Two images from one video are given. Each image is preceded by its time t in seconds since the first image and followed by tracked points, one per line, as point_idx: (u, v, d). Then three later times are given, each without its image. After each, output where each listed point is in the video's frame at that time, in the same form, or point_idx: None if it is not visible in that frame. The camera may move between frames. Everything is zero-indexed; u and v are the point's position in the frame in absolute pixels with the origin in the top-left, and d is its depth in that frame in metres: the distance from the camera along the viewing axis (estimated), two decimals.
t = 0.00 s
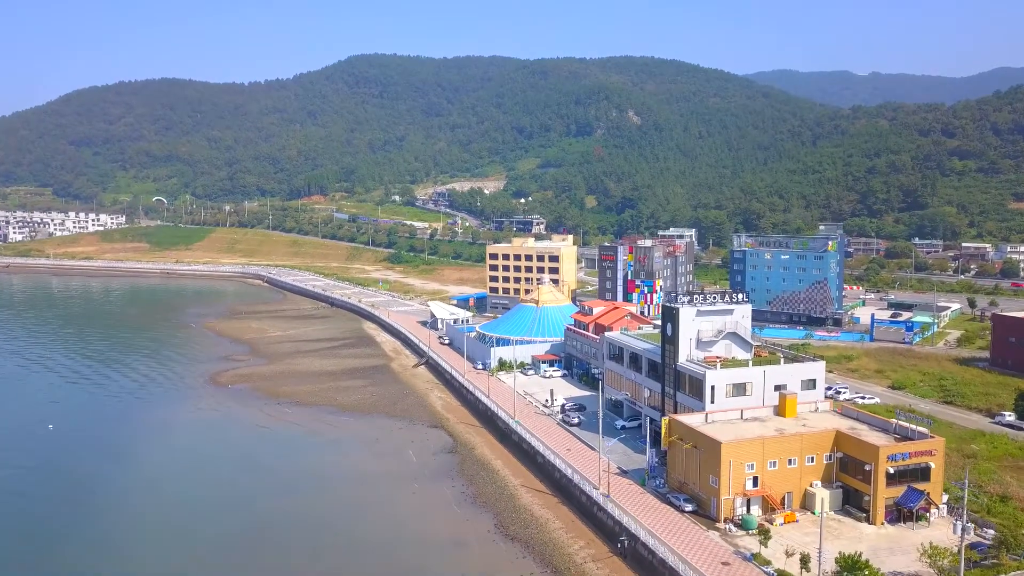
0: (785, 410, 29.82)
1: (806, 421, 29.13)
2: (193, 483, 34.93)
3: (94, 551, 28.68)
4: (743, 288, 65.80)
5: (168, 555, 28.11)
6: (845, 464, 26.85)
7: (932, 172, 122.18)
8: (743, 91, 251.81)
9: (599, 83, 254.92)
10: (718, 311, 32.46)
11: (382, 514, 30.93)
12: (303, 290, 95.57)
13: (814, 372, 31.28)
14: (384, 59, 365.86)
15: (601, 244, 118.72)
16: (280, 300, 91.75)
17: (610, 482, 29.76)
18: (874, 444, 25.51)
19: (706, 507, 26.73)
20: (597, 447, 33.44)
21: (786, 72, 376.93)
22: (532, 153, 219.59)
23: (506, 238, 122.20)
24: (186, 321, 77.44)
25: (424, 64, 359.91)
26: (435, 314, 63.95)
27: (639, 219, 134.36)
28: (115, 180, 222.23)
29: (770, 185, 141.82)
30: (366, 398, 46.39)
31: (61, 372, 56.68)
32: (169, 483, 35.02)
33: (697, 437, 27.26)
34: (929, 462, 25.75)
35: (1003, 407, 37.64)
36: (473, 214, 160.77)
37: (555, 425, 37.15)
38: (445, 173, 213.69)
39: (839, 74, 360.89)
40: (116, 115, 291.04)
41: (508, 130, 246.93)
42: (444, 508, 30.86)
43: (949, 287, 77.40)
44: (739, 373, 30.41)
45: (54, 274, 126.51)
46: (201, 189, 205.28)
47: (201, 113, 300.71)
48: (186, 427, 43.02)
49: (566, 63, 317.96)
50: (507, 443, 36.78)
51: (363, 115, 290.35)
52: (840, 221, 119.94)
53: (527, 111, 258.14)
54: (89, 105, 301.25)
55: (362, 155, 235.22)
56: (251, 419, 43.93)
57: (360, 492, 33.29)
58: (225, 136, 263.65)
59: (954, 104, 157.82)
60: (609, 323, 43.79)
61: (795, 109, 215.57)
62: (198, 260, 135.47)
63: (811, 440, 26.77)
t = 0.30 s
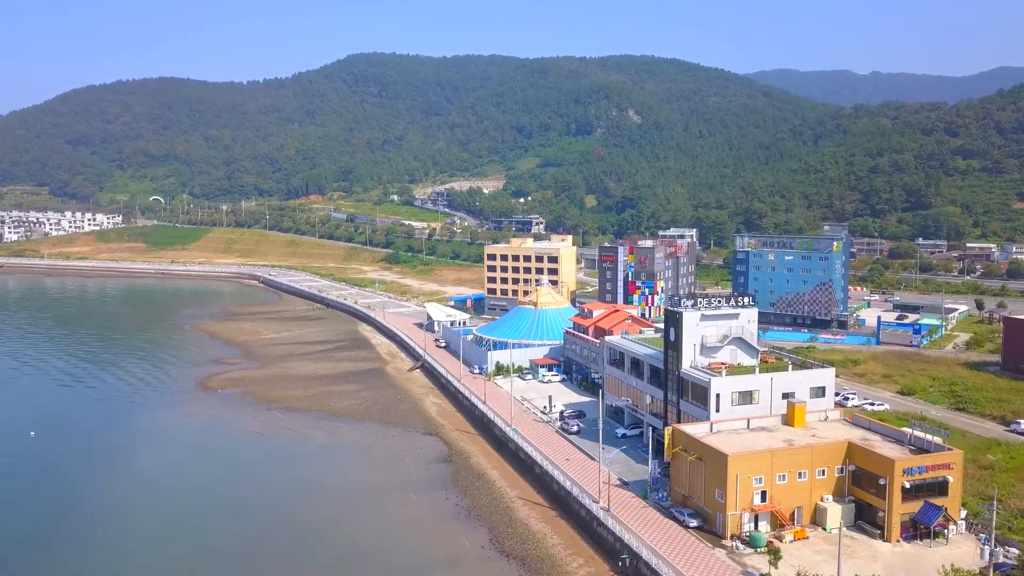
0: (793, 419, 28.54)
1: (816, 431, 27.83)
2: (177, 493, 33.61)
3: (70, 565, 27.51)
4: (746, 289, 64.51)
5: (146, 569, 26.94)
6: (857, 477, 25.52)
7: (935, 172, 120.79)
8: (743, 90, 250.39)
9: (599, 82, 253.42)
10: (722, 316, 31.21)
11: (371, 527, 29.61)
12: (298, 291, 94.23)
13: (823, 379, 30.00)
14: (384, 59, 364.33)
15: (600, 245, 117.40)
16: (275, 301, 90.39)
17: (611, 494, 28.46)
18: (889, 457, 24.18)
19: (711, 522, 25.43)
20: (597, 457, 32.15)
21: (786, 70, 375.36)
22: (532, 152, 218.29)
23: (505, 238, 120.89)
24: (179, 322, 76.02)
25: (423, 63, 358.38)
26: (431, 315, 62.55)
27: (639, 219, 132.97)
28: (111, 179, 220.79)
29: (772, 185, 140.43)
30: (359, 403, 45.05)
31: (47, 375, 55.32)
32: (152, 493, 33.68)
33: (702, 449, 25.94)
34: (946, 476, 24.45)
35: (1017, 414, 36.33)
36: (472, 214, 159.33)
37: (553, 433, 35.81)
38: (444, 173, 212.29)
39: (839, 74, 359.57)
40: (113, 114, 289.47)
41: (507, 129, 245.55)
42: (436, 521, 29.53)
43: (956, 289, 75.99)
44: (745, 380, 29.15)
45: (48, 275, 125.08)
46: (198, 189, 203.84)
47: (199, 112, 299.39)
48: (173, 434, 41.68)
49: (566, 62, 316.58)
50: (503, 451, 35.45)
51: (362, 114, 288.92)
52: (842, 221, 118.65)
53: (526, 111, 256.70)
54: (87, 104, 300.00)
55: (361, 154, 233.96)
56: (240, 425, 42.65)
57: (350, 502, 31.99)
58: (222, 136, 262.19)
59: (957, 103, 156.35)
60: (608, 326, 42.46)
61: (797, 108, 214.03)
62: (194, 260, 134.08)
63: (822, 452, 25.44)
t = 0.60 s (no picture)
0: (801, 429, 27.20)
1: (826, 442, 26.52)
2: (160, 507, 32.17)
3: None
4: (749, 291, 63.13)
5: None
6: (870, 492, 24.23)
7: (939, 172, 119.41)
8: (744, 89, 248.98)
9: (599, 81, 252.02)
10: (728, 320, 29.94)
11: (357, 541, 28.25)
12: (294, 291, 92.99)
13: (833, 387, 28.70)
14: (383, 58, 363.00)
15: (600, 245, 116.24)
16: (270, 302, 89.12)
17: (611, 508, 27.14)
18: (904, 472, 22.88)
19: (717, 539, 24.13)
20: (596, 468, 30.83)
21: (787, 69, 373.90)
22: (531, 152, 217.02)
23: (504, 238, 119.61)
24: (171, 324, 74.55)
25: (422, 62, 356.84)
26: (428, 317, 61.25)
27: (639, 219, 131.55)
28: (108, 178, 219.41)
29: (774, 185, 139.08)
30: (351, 410, 43.65)
31: (33, 378, 54.04)
32: (133, 508, 32.25)
33: (707, 461, 24.63)
34: (965, 491, 23.15)
35: None
36: (470, 214, 158.03)
37: (551, 442, 34.49)
38: (443, 172, 210.84)
39: (840, 73, 358.28)
40: (110, 114, 287.98)
41: (507, 128, 244.20)
42: (426, 535, 28.16)
43: (962, 290, 74.71)
44: (752, 389, 27.85)
45: (42, 275, 123.76)
46: (195, 189, 202.50)
47: (197, 112, 298.05)
48: (158, 442, 40.23)
49: (565, 61, 315.18)
50: (499, 461, 34.10)
51: (360, 113, 287.45)
52: (844, 221, 117.32)
53: (526, 110, 255.29)
54: (84, 104, 298.62)
55: (359, 154, 232.63)
56: (228, 431, 41.30)
57: (337, 515, 30.65)
58: (220, 135, 260.82)
59: (960, 102, 154.95)
60: (609, 330, 41.16)
61: (798, 107, 212.62)
62: (189, 260, 132.69)
63: (834, 465, 24.14)
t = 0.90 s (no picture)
0: (811, 441, 25.90)
1: (837, 455, 25.22)
2: (140, 517, 30.66)
3: None
4: (752, 293, 61.83)
5: None
6: (885, 509, 22.93)
7: (942, 171, 118.03)
8: (745, 88, 247.61)
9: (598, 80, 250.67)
10: (733, 326, 28.64)
11: (344, 555, 26.89)
12: (289, 293, 91.69)
13: (844, 396, 27.38)
14: (382, 57, 361.83)
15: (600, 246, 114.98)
16: (265, 304, 87.82)
17: (611, 524, 25.81)
18: (922, 489, 21.57)
19: (723, 559, 22.85)
20: (596, 480, 29.55)
21: (787, 69, 372.56)
22: (530, 151, 215.67)
23: (502, 238, 118.34)
24: (163, 326, 73.16)
25: (422, 62, 355.60)
26: (424, 320, 59.92)
27: (640, 219, 130.26)
28: (105, 178, 218.03)
29: (775, 185, 137.76)
30: (342, 416, 42.27)
31: (19, 382, 52.68)
32: (112, 518, 30.71)
33: (712, 476, 23.34)
34: (986, 509, 21.85)
35: None
36: (469, 214, 156.75)
37: (549, 451, 33.19)
38: (442, 172, 209.55)
39: (839, 73, 356.96)
40: (108, 113, 286.56)
41: (506, 127, 242.88)
42: (416, 551, 26.81)
43: (968, 291, 73.40)
44: (759, 398, 26.54)
45: (36, 275, 122.36)
46: (192, 189, 201.11)
47: (196, 111, 296.75)
48: (142, 449, 38.79)
49: (565, 60, 313.84)
50: (494, 472, 32.76)
51: (359, 113, 286.07)
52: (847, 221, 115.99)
53: (526, 109, 253.94)
54: (82, 103, 297.20)
55: (358, 153, 231.33)
56: (215, 437, 39.98)
57: (324, 527, 29.30)
58: (218, 134, 259.51)
59: (963, 102, 153.58)
60: (609, 334, 39.83)
61: (799, 106, 211.25)
62: (185, 261, 131.37)
63: (847, 481, 22.84)
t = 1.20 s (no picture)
0: (821, 454, 24.61)
1: (849, 469, 23.92)
2: (120, 533, 29.27)
3: None
4: (755, 295, 60.55)
5: None
6: (901, 527, 21.63)
7: (945, 171, 116.64)
8: (745, 88, 246.29)
9: (598, 80, 249.49)
10: (738, 332, 27.37)
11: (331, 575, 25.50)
12: (284, 294, 90.44)
13: (854, 407, 26.09)
14: (380, 57, 360.73)
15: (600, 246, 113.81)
16: (260, 306, 86.54)
17: (610, 542, 24.50)
18: (941, 508, 20.25)
19: None
20: (594, 493, 28.28)
21: (788, 68, 371.25)
22: (530, 151, 214.41)
23: (501, 239, 117.12)
24: (155, 329, 71.70)
25: (421, 61, 354.46)
26: (419, 323, 58.58)
27: (640, 219, 128.98)
28: (102, 178, 216.63)
29: (776, 185, 136.56)
30: (333, 423, 40.92)
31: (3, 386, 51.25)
32: (90, 534, 29.29)
33: (718, 493, 22.03)
34: (1010, 529, 20.56)
35: None
36: (467, 214, 155.53)
37: (545, 462, 31.91)
38: (440, 172, 208.29)
39: (840, 72, 355.66)
40: (105, 113, 285.27)
41: (505, 127, 241.61)
42: (407, 569, 25.49)
43: (974, 293, 72.14)
44: (765, 409, 25.24)
45: (30, 276, 120.88)
46: (189, 189, 199.81)
47: (193, 111, 295.53)
48: (125, 457, 37.31)
49: (565, 60, 312.64)
50: (489, 484, 31.48)
51: (358, 113, 284.74)
52: (849, 222, 114.62)
53: (525, 109, 252.78)
54: (79, 102, 295.83)
55: (356, 153, 230.05)
56: (201, 444, 38.61)
57: (311, 544, 27.94)
58: (216, 134, 258.25)
59: (965, 101, 152.26)
60: (608, 338, 38.54)
61: (799, 106, 209.94)
62: (180, 262, 129.97)
63: (860, 498, 21.54)
